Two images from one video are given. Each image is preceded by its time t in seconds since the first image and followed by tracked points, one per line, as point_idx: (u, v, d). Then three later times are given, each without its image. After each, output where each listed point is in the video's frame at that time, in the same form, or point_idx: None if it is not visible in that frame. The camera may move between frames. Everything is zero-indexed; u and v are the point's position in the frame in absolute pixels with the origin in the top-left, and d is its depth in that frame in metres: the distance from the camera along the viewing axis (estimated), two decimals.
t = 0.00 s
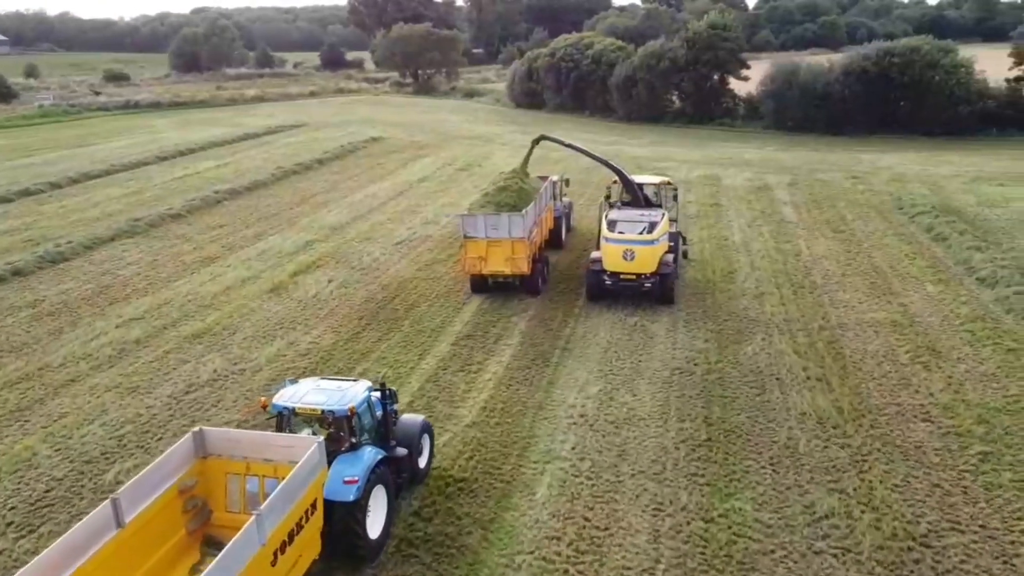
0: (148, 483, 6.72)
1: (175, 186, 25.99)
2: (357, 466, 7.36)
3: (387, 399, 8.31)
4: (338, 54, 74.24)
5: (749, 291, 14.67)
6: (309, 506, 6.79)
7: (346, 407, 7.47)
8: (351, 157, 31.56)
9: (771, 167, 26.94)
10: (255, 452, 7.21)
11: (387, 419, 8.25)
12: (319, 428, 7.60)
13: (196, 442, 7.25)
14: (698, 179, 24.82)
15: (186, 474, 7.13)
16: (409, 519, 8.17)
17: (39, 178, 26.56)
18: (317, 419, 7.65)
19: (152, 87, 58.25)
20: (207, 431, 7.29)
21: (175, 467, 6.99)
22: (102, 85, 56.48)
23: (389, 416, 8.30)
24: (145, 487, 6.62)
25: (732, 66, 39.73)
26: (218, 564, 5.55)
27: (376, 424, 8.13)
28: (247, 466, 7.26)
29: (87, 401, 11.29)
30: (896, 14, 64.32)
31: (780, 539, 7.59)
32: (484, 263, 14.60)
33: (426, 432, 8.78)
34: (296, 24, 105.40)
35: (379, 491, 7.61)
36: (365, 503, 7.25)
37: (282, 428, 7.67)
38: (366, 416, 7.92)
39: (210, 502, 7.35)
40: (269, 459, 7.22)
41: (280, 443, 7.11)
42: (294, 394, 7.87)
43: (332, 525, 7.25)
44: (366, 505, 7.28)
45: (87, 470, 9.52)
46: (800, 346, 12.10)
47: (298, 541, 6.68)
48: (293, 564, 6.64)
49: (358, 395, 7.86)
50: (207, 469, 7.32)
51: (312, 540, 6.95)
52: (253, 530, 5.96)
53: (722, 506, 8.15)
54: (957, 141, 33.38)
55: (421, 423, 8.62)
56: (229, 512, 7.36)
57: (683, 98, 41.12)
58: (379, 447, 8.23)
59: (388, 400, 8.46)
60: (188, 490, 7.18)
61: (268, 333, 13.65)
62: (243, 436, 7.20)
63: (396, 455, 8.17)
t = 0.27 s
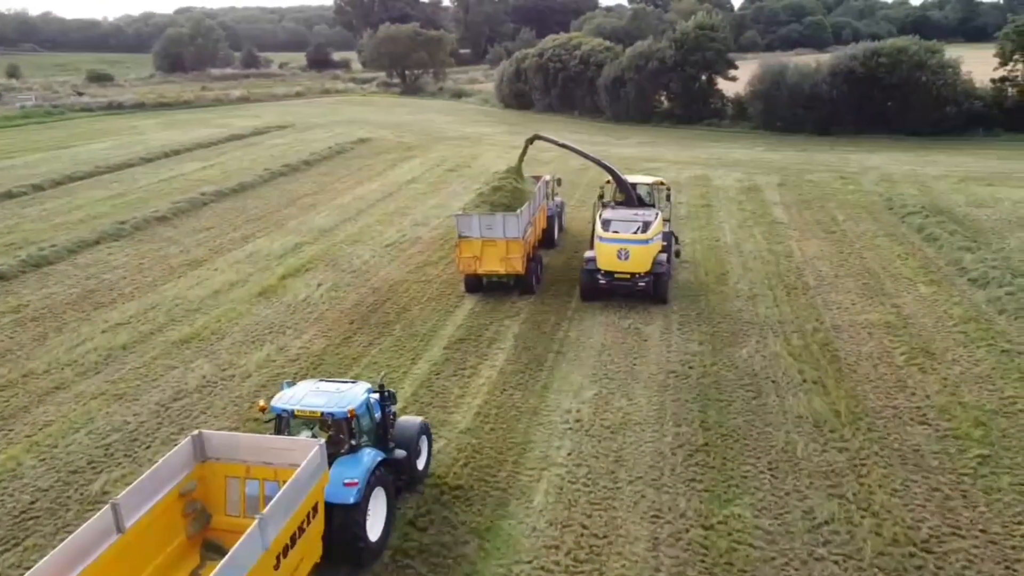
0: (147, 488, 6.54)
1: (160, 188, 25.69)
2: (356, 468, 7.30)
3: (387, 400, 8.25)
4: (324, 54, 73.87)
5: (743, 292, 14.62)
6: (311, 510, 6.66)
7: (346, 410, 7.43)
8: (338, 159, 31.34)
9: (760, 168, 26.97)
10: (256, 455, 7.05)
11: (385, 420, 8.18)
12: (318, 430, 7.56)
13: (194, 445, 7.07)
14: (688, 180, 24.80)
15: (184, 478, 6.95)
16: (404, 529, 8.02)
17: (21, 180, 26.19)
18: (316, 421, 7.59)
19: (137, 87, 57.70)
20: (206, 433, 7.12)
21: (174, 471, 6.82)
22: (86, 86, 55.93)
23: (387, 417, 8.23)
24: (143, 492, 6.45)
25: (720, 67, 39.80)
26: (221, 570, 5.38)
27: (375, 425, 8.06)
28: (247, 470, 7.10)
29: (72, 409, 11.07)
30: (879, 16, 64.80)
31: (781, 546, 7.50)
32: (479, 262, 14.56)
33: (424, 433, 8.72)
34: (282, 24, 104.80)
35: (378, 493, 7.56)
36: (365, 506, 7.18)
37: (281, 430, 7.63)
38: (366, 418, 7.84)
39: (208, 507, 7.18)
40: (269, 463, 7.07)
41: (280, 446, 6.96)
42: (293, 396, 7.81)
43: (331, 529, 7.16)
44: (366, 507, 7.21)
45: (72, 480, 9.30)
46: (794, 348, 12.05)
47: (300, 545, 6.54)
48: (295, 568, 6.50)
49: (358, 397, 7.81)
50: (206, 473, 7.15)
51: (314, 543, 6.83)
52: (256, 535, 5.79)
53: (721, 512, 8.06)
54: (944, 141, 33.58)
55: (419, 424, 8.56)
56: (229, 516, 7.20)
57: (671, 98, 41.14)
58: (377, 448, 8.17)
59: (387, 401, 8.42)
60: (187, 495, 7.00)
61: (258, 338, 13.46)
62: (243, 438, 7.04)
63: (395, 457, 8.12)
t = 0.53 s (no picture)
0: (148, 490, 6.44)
1: (147, 190, 25.40)
2: (357, 469, 7.24)
3: (386, 401, 8.19)
4: (311, 54, 73.48)
5: (737, 294, 14.61)
6: (314, 512, 6.58)
7: (347, 411, 7.36)
8: (327, 159, 31.13)
9: (750, 168, 27.01)
10: (258, 457, 6.96)
11: (385, 421, 8.13)
12: (318, 432, 7.50)
13: (196, 447, 6.98)
14: (679, 180, 24.79)
15: (185, 480, 6.86)
16: (401, 538, 7.89)
17: (4, 181, 25.81)
18: (316, 422, 7.53)
19: (121, 87, 57.10)
20: (207, 436, 7.03)
21: (175, 473, 6.72)
22: (69, 85, 55.32)
23: (387, 418, 8.17)
24: (145, 494, 6.34)
25: (709, 67, 39.88)
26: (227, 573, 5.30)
27: (375, 426, 8.00)
28: (249, 471, 7.01)
29: (59, 415, 10.86)
30: (864, 17, 65.24)
31: (783, 552, 7.44)
32: (474, 262, 14.56)
33: (423, 434, 8.66)
34: (268, 24, 104.14)
35: (379, 494, 7.52)
36: (367, 507, 7.12)
37: (281, 432, 7.57)
38: (367, 419, 7.78)
39: (210, 509, 7.08)
40: (271, 464, 6.99)
41: (281, 448, 6.87)
42: (293, 397, 7.74)
43: (333, 531, 7.10)
44: (367, 509, 7.15)
45: (60, 489, 9.10)
46: (790, 350, 12.02)
47: (303, 547, 6.46)
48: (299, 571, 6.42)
49: (359, 398, 7.74)
50: (208, 475, 7.05)
51: (317, 545, 6.76)
52: (261, 536, 5.71)
53: (721, 518, 7.99)
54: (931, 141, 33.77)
55: (419, 424, 8.51)
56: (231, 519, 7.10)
57: (660, 98, 41.17)
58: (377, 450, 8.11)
59: (386, 401, 8.36)
60: (188, 498, 6.90)
61: (248, 341, 13.29)
62: (244, 440, 6.95)
63: (395, 458, 8.07)
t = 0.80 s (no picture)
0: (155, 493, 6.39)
1: (133, 191, 25.09)
2: (363, 470, 7.20)
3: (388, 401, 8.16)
4: (297, 54, 73.03)
5: (732, 295, 14.59)
6: (323, 513, 6.53)
7: (352, 411, 7.32)
8: (315, 160, 30.90)
9: (740, 168, 27.05)
10: (264, 459, 6.92)
11: (387, 421, 8.10)
12: (322, 433, 7.46)
13: (201, 449, 6.92)
14: (670, 181, 24.78)
15: (192, 483, 6.80)
16: (402, 546, 7.76)
17: None
18: (321, 423, 7.49)
19: (105, 87, 56.48)
20: (212, 437, 6.97)
21: (181, 476, 6.66)
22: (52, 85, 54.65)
23: (389, 418, 8.15)
24: (153, 497, 6.28)
25: (698, 67, 39.95)
26: None
27: (378, 426, 7.97)
28: (255, 473, 6.96)
29: (48, 421, 10.67)
30: (848, 17, 65.65)
31: (788, 557, 7.38)
32: (470, 261, 14.61)
33: (425, 434, 8.63)
34: (253, 23, 103.42)
35: (383, 495, 7.49)
36: (373, 509, 7.10)
37: (285, 433, 7.52)
38: (371, 419, 7.75)
39: (215, 512, 7.02)
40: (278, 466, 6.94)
41: (289, 450, 6.82)
42: (296, 398, 7.70)
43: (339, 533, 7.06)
44: (373, 510, 7.12)
45: (51, 497, 8.91)
46: (787, 351, 11.99)
47: (313, 549, 6.41)
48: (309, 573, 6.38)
49: (363, 398, 7.70)
50: (213, 478, 7.00)
51: (326, 546, 6.71)
52: (274, 538, 5.66)
53: (724, 523, 7.93)
54: (918, 141, 33.97)
55: (421, 425, 8.48)
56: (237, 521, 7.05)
57: (649, 99, 41.20)
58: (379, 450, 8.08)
59: (387, 402, 8.32)
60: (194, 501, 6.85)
61: (240, 345, 13.13)
62: (251, 441, 6.90)
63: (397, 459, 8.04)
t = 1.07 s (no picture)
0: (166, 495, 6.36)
1: (120, 192, 24.78)
2: (372, 471, 7.20)
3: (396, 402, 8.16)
4: (283, 54, 72.56)
5: (728, 296, 14.57)
6: (335, 515, 6.49)
7: (361, 411, 7.35)
8: (304, 161, 30.66)
9: (730, 168, 27.09)
10: (274, 460, 6.90)
11: (394, 422, 8.10)
12: (330, 434, 7.46)
13: (211, 451, 6.90)
14: (662, 181, 24.77)
15: (202, 485, 6.78)
16: (407, 555, 7.64)
17: None
18: (329, 424, 7.50)
19: (88, 87, 55.83)
20: (222, 439, 6.95)
21: (191, 478, 6.64)
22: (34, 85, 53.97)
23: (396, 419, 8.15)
24: (165, 499, 6.26)
25: (686, 67, 40.01)
26: None
27: (386, 427, 7.97)
28: (265, 475, 6.93)
29: (40, 429, 10.47)
30: (832, 18, 66.08)
31: (797, 561, 7.35)
32: (468, 260, 14.66)
33: (431, 435, 8.64)
34: (237, 23, 102.67)
35: (392, 496, 7.49)
36: (383, 509, 7.09)
37: (293, 434, 7.54)
38: (379, 420, 7.75)
39: (225, 514, 6.99)
40: (288, 467, 6.92)
41: (300, 451, 6.81)
42: (305, 399, 7.70)
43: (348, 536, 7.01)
44: (383, 511, 7.11)
45: (45, 507, 8.74)
46: (786, 352, 11.98)
47: (326, 550, 6.37)
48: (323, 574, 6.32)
49: (372, 399, 7.70)
50: (223, 480, 6.97)
51: (338, 548, 6.67)
52: (291, 538, 5.63)
53: (731, 526, 7.88)
54: (905, 141, 34.17)
55: (427, 425, 8.49)
56: (247, 523, 7.02)
57: (638, 99, 41.24)
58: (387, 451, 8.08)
59: (395, 402, 8.32)
60: (204, 502, 6.82)
61: (234, 349, 12.96)
62: (261, 443, 6.88)
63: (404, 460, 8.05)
